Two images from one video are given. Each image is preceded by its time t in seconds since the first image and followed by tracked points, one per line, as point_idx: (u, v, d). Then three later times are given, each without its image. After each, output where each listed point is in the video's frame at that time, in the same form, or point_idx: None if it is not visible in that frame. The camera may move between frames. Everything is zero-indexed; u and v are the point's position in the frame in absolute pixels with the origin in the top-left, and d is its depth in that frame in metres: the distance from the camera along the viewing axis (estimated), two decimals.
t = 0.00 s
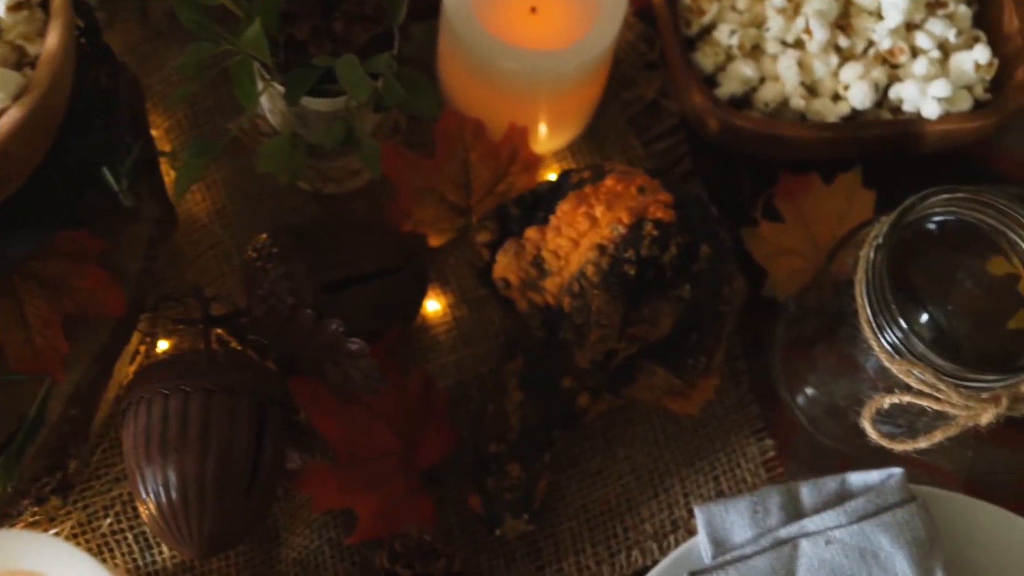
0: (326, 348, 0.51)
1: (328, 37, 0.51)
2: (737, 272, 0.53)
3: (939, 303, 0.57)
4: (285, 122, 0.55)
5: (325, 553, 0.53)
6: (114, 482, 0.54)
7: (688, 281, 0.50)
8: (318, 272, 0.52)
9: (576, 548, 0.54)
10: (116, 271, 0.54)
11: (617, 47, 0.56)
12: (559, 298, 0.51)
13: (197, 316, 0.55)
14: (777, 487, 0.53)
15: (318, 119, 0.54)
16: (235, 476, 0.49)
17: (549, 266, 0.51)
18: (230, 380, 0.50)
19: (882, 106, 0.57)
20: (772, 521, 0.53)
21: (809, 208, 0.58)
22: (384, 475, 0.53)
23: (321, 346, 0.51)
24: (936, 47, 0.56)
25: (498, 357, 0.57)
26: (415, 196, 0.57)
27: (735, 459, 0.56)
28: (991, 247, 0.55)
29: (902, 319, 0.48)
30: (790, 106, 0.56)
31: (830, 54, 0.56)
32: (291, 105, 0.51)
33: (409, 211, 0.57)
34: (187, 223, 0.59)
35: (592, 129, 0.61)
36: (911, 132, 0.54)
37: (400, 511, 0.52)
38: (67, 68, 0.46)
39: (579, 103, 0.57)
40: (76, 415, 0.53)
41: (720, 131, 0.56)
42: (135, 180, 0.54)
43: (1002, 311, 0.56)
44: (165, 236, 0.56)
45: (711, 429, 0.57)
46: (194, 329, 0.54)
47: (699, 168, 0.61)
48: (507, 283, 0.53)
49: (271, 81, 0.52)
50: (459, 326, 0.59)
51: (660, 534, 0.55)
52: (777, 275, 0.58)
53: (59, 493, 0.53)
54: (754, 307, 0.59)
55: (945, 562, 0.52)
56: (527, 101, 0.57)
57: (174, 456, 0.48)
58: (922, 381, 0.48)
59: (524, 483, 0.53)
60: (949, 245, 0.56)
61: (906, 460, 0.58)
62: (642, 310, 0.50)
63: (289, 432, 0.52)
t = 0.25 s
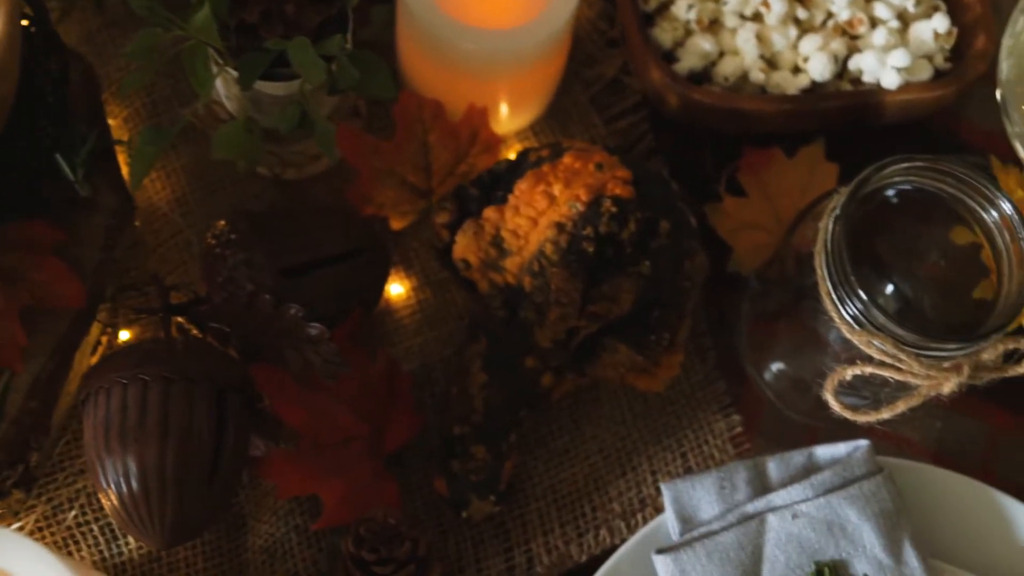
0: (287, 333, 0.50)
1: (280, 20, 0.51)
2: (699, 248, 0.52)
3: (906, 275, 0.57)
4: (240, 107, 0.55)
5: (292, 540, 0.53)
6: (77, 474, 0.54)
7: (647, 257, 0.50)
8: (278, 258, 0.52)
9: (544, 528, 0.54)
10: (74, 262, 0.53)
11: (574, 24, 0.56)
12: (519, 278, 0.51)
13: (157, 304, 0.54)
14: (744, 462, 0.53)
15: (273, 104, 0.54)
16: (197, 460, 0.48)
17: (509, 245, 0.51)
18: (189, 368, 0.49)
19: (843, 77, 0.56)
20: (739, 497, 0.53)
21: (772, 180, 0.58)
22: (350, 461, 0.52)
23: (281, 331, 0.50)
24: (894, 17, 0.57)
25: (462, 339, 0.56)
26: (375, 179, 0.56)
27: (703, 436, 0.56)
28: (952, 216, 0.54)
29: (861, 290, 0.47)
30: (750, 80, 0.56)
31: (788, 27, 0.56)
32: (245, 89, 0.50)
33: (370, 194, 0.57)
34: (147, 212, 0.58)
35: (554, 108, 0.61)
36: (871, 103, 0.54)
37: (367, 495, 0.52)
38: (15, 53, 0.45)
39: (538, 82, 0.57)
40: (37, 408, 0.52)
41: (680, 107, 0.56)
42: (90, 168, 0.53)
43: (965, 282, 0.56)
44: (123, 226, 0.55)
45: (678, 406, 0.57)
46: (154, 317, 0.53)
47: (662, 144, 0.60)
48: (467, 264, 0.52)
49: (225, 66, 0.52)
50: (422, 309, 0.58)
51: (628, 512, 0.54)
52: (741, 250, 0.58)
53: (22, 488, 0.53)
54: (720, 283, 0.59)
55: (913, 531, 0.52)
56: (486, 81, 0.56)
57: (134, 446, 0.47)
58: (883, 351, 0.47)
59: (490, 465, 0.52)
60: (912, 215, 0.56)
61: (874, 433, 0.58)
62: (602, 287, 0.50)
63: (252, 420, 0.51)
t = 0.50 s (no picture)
0: (250, 319, 0.50)
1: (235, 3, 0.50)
2: (664, 224, 0.52)
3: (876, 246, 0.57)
4: (200, 92, 0.54)
5: (261, 525, 0.53)
6: (44, 466, 0.53)
7: (610, 233, 0.50)
8: (239, 243, 0.51)
9: (515, 509, 0.54)
10: (34, 252, 0.52)
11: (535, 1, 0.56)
12: (483, 257, 0.51)
13: (119, 292, 0.54)
14: (713, 438, 0.53)
15: (230, 88, 0.53)
16: (162, 447, 0.48)
17: (471, 225, 0.51)
18: (149, 356, 0.49)
19: (807, 50, 0.56)
20: (709, 472, 0.52)
21: (738, 154, 0.58)
22: (317, 445, 0.52)
23: (244, 317, 0.50)
24: None
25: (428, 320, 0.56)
26: (338, 162, 0.56)
27: (673, 413, 0.55)
28: (918, 185, 0.54)
29: (824, 263, 0.47)
30: (713, 54, 0.55)
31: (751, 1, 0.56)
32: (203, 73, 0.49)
33: (333, 177, 0.56)
34: (110, 201, 0.58)
35: (519, 87, 0.61)
36: (835, 75, 0.54)
37: (335, 480, 0.52)
38: None
39: (503, 62, 0.57)
40: None
41: (643, 83, 0.55)
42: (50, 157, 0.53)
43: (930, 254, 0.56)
44: (84, 215, 0.54)
45: (648, 384, 0.56)
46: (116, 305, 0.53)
47: (627, 120, 0.60)
48: (430, 245, 0.52)
49: (182, 50, 0.52)
50: (389, 291, 0.58)
51: (599, 491, 0.54)
52: (708, 225, 0.58)
53: None
54: (688, 260, 0.59)
55: (882, 501, 0.52)
56: (449, 63, 0.56)
57: (96, 435, 0.47)
58: (847, 323, 0.47)
59: (458, 446, 0.52)
60: (878, 186, 0.56)
61: (845, 406, 0.58)
62: (565, 264, 0.50)
63: (218, 407, 0.51)
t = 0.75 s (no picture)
0: (216, 305, 0.49)
1: None
2: (631, 198, 0.52)
3: (850, 217, 0.57)
4: (162, 78, 0.54)
5: (235, 512, 0.53)
6: (16, 458, 0.53)
7: (576, 209, 0.49)
8: (205, 229, 0.51)
9: (490, 489, 0.54)
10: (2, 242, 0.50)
11: None
12: (450, 237, 0.50)
13: (86, 281, 0.53)
14: (687, 412, 0.53)
15: (190, 72, 0.53)
16: (127, 432, 0.47)
17: (437, 205, 0.51)
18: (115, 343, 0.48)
19: (773, 20, 0.56)
20: (683, 447, 0.52)
21: (707, 128, 0.58)
22: (288, 431, 0.52)
23: (212, 303, 0.49)
24: None
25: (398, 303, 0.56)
26: (304, 145, 0.55)
27: (647, 388, 0.55)
28: (886, 154, 0.54)
29: (790, 233, 0.46)
30: (679, 27, 0.55)
31: None
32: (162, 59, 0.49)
33: (300, 161, 0.56)
34: (78, 192, 0.58)
35: (487, 66, 0.60)
36: (801, 44, 0.54)
37: (307, 463, 0.52)
38: None
39: (468, 41, 0.56)
40: None
41: (610, 58, 0.55)
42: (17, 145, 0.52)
43: (903, 222, 0.55)
44: (49, 205, 0.54)
45: (622, 361, 0.56)
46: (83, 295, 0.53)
47: (596, 98, 0.60)
48: (397, 227, 0.52)
49: (142, 36, 0.51)
50: (360, 275, 0.58)
51: (575, 469, 0.54)
52: (680, 199, 0.57)
53: None
54: (660, 235, 0.58)
55: (859, 471, 0.52)
56: (415, 44, 0.55)
57: (64, 426, 0.47)
58: (815, 292, 0.46)
59: (430, 427, 0.52)
60: (848, 156, 0.56)
61: (821, 377, 0.58)
62: (531, 241, 0.50)
63: (190, 394, 0.51)
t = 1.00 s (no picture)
0: (186, 291, 0.49)
1: None
2: (600, 172, 0.52)
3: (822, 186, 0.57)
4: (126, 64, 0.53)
5: (213, 497, 0.53)
6: None
7: (544, 184, 0.49)
8: (173, 214, 0.51)
9: (469, 468, 0.54)
10: None
11: None
12: (419, 216, 0.50)
13: (56, 270, 0.53)
14: (662, 386, 0.52)
15: (156, 59, 0.53)
16: (101, 421, 0.47)
17: (405, 184, 0.50)
18: (85, 330, 0.48)
19: None
20: (659, 421, 0.52)
21: (678, 101, 0.59)
22: (262, 415, 0.52)
23: (181, 288, 0.49)
24: None
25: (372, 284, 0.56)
26: (273, 129, 0.55)
27: (624, 362, 0.55)
28: (854, 122, 0.53)
29: (758, 203, 0.46)
30: None
31: None
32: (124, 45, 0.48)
33: (269, 145, 0.56)
34: (49, 182, 0.57)
35: (457, 45, 0.60)
36: (768, 14, 0.53)
37: (284, 447, 0.52)
38: None
39: (435, 19, 0.56)
40: None
41: (579, 32, 0.55)
42: None
43: (876, 189, 0.55)
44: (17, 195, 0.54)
45: (598, 336, 0.56)
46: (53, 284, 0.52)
47: (566, 73, 0.60)
48: (366, 207, 0.52)
49: (104, 23, 0.51)
50: (333, 257, 0.58)
51: (552, 446, 0.54)
52: (652, 174, 0.58)
53: None
54: (632, 210, 0.58)
55: (836, 440, 0.52)
56: (381, 24, 0.55)
57: (35, 417, 0.46)
58: (784, 261, 0.46)
59: (406, 408, 0.51)
60: (820, 124, 0.55)
61: (798, 348, 0.57)
62: (501, 218, 0.50)
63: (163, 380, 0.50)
